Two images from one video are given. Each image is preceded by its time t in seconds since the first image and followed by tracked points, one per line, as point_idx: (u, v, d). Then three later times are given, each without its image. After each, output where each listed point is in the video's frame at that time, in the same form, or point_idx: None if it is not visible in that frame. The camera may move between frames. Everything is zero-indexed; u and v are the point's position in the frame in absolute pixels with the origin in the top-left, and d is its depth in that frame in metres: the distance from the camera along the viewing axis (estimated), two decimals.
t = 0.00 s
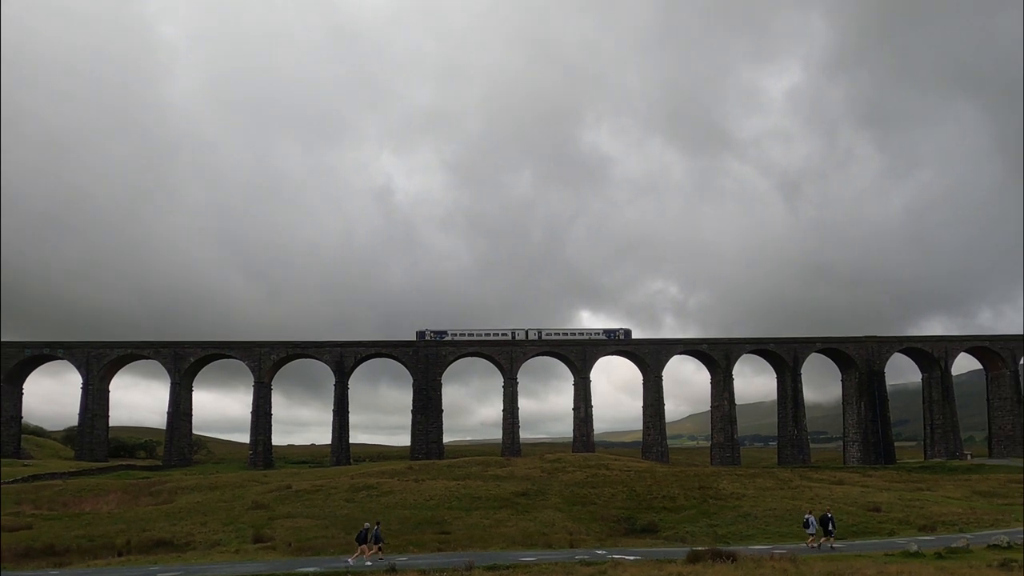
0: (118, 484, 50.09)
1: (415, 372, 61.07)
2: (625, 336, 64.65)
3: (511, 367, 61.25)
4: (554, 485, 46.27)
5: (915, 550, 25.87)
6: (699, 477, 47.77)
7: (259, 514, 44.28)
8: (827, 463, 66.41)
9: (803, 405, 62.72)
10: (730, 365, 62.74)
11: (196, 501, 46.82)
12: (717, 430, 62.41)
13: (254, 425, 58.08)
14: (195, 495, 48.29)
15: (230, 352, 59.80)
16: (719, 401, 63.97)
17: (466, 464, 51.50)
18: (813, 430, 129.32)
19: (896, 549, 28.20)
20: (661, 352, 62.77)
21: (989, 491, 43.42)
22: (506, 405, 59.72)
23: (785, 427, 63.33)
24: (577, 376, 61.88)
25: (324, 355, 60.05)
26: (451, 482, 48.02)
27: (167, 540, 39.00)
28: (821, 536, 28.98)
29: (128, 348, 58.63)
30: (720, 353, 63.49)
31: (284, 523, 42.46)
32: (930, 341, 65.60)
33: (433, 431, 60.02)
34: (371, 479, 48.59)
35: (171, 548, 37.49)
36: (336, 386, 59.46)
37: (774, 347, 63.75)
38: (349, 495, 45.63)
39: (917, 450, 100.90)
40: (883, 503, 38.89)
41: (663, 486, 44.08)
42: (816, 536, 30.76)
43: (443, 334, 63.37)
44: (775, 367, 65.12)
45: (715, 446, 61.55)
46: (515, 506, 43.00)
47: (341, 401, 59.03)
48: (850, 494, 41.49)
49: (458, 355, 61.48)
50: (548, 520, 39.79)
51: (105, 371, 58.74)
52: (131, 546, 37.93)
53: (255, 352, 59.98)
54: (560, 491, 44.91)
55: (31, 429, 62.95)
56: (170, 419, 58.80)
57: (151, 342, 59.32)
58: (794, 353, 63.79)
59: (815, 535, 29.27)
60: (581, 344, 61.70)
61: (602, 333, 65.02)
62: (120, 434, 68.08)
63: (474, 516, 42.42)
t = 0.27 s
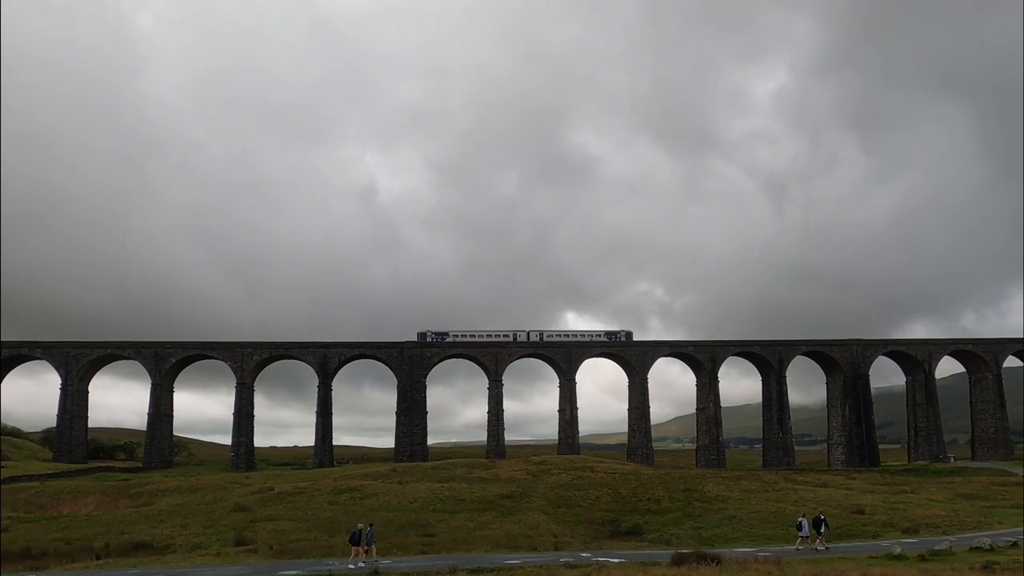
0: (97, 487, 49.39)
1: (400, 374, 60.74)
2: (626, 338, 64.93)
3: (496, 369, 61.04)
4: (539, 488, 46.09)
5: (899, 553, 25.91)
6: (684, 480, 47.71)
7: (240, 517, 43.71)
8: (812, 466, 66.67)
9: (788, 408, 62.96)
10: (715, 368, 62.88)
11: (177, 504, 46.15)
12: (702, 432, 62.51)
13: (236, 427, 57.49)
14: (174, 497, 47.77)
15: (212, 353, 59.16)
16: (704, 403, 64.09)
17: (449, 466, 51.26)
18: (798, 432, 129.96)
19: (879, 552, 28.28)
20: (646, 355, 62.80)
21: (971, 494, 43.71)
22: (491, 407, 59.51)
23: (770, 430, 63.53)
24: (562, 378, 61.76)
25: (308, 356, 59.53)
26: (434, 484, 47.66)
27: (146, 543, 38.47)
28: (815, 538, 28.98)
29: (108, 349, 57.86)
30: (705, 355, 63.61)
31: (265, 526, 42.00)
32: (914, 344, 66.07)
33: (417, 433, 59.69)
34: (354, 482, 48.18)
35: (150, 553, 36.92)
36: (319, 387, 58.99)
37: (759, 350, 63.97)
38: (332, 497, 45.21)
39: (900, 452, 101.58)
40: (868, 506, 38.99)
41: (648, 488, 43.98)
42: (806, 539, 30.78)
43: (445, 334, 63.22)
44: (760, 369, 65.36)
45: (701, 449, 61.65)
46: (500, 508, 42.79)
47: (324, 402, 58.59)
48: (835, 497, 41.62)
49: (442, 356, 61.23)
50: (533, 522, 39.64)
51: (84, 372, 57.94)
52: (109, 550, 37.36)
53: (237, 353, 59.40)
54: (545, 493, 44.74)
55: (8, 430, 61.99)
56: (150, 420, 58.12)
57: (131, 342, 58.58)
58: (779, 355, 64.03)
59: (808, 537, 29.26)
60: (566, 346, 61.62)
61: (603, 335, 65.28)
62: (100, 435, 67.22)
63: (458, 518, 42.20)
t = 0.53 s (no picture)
0: (75, 491, 48.63)
1: (384, 377, 60.37)
2: (627, 340, 65.13)
3: (481, 372, 60.78)
4: (524, 492, 45.90)
5: (882, 556, 25.92)
6: (669, 484, 47.69)
7: (221, 521, 43.15)
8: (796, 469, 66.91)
9: (772, 412, 63.16)
10: (700, 371, 63.01)
11: (157, 508, 45.56)
12: (687, 436, 62.58)
13: (217, 431, 56.87)
14: (154, 502, 47.03)
15: (194, 355, 58.51)
16: (689, 407, 64.21)
17: (434, 469, 51.01)
18: (783, 436, 130.49)
19: (862, 556, 28.30)
20: (632, 358, 62.82)
21: (953, 497, 43.96)
22: (475, 410, 59.32)
23: (755, 434, 63.69)
24: (547, 381, 61.66)
25: (291, 358, 59.03)
26: (418, 488, 47.35)
27: (125, 547, 37.89)
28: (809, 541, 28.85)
29: (87, 350, 57.13)
30: (690, 359, 63.75)
31: (247, 531, 41.50)
32: (898, 348, 66.57)
33: (401, 437, 59.33)
34: (337, 485, 47.77)
35: (129, 557, 36.38)
36: (302, 390, 58.53)
37: (744, 354, 64.19)
38: (315, 501, 44.79)
39: (885, 456, 102.11)
40: (852, 509, 39.07)
41: (633, 492, 43.92)
42: (795, 542, 30.66)
43: (447, 337, 63.24)
44: (744, 373, 65.57)
45: (686, 452, 61.73)
46: (485, 512, 42.56)
47: (307, 405, 58.09)
48: (820, 500, 41.73)
49: (427, 359, 60.93)
50: (517, 526, 39.46)
51: (62, 374, 57.15)
52: (87, 555, 36.78)
53: (219, 355, 58.79)
54: (530, 498, 44.55)
55: None
56: (130, 423, 57.47)
57: (111, 344, 57.87)
58: (764, 359, 64.27)
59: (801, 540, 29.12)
60: (552, 349, 61.51)
61: (603, 337, 65.40)
62: (78, 438, 66.32)
63: (442, 523, 41.94)
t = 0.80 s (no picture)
0: (49, 497, 47.76)
1: (366, 382, 59.91)
2: (626, 345, 65.12)
3: (463, 377, 60.50)
4: (506, 497, 45.67)
5: (864, 561, 25.97)
6: (652, 489, 47.63)
7: (199, 528, 42.52)
8: (778, 474, 67.19)
9: (755, 417, 63.39)
10: (683, 376, 63.13)
11: (133, 515, 44.84)
12: (670, 441, 62.63)
13: (195, 436, 56.14)
14: (130, 509, 46.27)
15: (173, 360, 57.77)
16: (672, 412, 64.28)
17: (415, 475, 50.68)
18: (765, 441, 131.10)
19: (843, 561, 28.35)
20: (614, 363, 62.83)
21: (933, 502, 44.27)
22: (457, 416, 59.02)
23: (737, 439, 63.85)
24: (530, 386, 61.50)
25: (270, 363, 58.45)
26: (399, 494, 46.99)
27: (99, 555, 37.21)
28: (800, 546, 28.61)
29: (62, 354, 56.23)
30: (673, 365, 63.85)
31: (225, 538, 40.92)
32: (879, 354, 67.11)
33: (382, 442, 58.89)
34: (317, 491, 47.30)
35: (104, 565, 35.73)
36: (283, 395, 57.96)
37: (726, 359, 64.42)
38: (294, 508, 44.29)
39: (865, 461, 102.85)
40: (833, 515, 39.20)
41: (616, 498, 43.84)
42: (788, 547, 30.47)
43: (445, 342, 63.33)
44: (727, 379, 65.78)
45: (668, 457, 61.78)
46: (466, 518, 42.28)
47: (287, 410, 57.51)
48: (801, 506, 41.86)
49: (409, 364, 60.57)
50: (499, 532, 39.24)
51: (36, 378, 56.20)
52: (61, 563, 36.08)
53: (197, 359, 58.10)
54: (512, 503, 44.34)
55: None
56: (106, 428, 56.60)
57: (87, 348, 56.99)
58: (746, 364, 64.53)
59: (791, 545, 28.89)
60: (535, 354, 61.39)
61: (602, 343, 65.29)
62: (53, 444, 65.20)
63: (423, 529, 41.62)
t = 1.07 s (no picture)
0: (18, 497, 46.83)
1: (344, 381, 59.40)
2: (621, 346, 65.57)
3: (442, 376, 60.18)
4: (485, 498, 45.47)
5: (841, 561, 26.06)
6: (631, 489, 47.62)
7: (172, 528, 41.86)
8: (757, 475, 67.56)
9: (734, 418, 63.67)
10: (663, 377, 63.27)
11: (105, 514, 44.07)
12: (649, 442, 62.74)
13: (170, 435, 55.36)
14: (102, 509, 45.47)
15: (147, 357, 56.91)
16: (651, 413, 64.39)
17: (394, 475, 50.32)
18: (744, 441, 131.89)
19: (820, 561, 28.46)
20: (595, 363, 62.85)
21: (910, 503, 44.65)
22: (436, 415, 58.71)
23: (716, 440, 64.08)
24: (509, 386, 61.32)
25: (247, 361, 57.78)
26: (377, 494, 46.61)
27: (70, 555, 36.46)
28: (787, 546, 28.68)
29: (33, 351, 55.17)
30: (653, 365, 63.99)
31: (199, 538, 40.32)
32: (858, 355, 67.73)
33: (360, 442, 58.42)
34: (294, 491, 46.78)
35: (74, 566, 35.05)
36: (259, 394, 57.31)
37: (706, 359, 64.66)
38: (270, 508, 43.75)
39: (842, 462, 103.79)
40: (811, 515, 39.43)
41: (595, 498, 43.78)
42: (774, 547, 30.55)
43: (442, 342, 63.81)
44: (706, 379, 66.04)
45: (648, 458, 61.89)
46: (445, 518, 42.03)
47: (264, 409, 56.86)
48: (780, 506, 42.06)
49: (388, 363, 60.15)
50: (477, 532, 39.03)
51: (6, 375, 55.11)
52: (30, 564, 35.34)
53: (172, 357, 57.29)
54: (491, 504, 44.14)
55: None
56: (78, 426, 55.64)
57: (58, 344, 55.98)
58: (725, 365, 64.82)
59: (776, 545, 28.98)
60: (515, 354, 61.23)
61: (598, 343, 65.63)
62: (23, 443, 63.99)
63: (402, 529, 41.31)
